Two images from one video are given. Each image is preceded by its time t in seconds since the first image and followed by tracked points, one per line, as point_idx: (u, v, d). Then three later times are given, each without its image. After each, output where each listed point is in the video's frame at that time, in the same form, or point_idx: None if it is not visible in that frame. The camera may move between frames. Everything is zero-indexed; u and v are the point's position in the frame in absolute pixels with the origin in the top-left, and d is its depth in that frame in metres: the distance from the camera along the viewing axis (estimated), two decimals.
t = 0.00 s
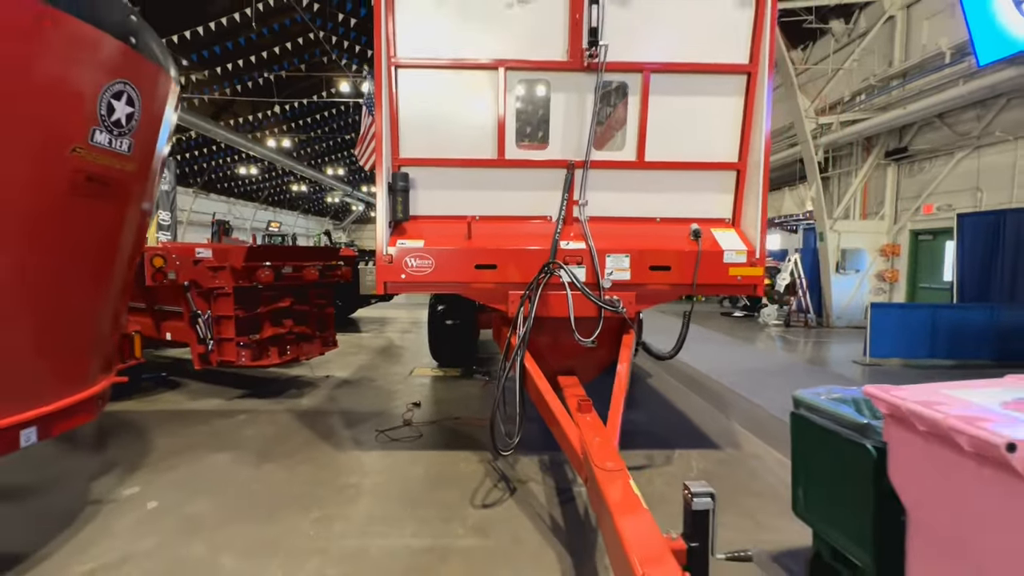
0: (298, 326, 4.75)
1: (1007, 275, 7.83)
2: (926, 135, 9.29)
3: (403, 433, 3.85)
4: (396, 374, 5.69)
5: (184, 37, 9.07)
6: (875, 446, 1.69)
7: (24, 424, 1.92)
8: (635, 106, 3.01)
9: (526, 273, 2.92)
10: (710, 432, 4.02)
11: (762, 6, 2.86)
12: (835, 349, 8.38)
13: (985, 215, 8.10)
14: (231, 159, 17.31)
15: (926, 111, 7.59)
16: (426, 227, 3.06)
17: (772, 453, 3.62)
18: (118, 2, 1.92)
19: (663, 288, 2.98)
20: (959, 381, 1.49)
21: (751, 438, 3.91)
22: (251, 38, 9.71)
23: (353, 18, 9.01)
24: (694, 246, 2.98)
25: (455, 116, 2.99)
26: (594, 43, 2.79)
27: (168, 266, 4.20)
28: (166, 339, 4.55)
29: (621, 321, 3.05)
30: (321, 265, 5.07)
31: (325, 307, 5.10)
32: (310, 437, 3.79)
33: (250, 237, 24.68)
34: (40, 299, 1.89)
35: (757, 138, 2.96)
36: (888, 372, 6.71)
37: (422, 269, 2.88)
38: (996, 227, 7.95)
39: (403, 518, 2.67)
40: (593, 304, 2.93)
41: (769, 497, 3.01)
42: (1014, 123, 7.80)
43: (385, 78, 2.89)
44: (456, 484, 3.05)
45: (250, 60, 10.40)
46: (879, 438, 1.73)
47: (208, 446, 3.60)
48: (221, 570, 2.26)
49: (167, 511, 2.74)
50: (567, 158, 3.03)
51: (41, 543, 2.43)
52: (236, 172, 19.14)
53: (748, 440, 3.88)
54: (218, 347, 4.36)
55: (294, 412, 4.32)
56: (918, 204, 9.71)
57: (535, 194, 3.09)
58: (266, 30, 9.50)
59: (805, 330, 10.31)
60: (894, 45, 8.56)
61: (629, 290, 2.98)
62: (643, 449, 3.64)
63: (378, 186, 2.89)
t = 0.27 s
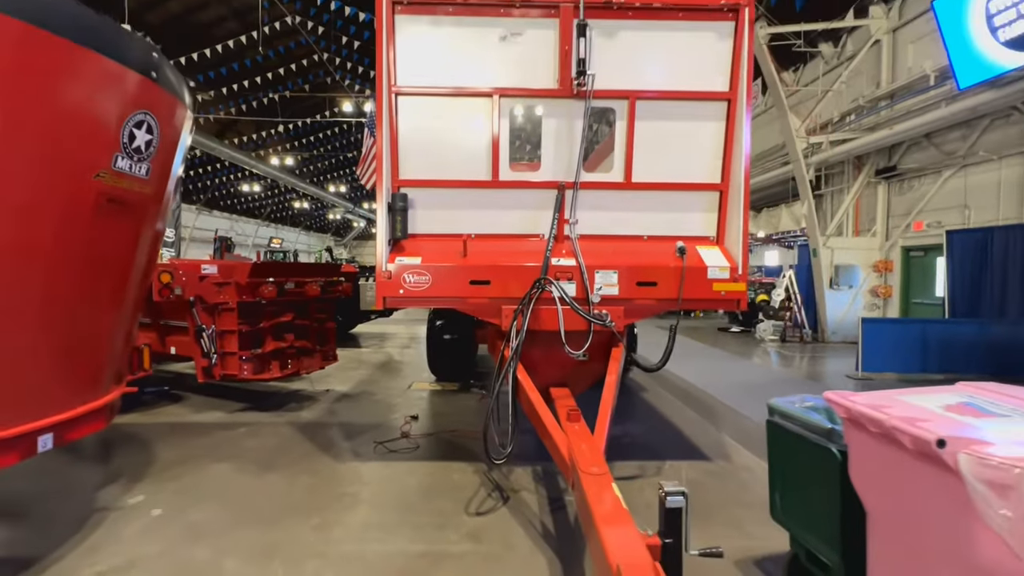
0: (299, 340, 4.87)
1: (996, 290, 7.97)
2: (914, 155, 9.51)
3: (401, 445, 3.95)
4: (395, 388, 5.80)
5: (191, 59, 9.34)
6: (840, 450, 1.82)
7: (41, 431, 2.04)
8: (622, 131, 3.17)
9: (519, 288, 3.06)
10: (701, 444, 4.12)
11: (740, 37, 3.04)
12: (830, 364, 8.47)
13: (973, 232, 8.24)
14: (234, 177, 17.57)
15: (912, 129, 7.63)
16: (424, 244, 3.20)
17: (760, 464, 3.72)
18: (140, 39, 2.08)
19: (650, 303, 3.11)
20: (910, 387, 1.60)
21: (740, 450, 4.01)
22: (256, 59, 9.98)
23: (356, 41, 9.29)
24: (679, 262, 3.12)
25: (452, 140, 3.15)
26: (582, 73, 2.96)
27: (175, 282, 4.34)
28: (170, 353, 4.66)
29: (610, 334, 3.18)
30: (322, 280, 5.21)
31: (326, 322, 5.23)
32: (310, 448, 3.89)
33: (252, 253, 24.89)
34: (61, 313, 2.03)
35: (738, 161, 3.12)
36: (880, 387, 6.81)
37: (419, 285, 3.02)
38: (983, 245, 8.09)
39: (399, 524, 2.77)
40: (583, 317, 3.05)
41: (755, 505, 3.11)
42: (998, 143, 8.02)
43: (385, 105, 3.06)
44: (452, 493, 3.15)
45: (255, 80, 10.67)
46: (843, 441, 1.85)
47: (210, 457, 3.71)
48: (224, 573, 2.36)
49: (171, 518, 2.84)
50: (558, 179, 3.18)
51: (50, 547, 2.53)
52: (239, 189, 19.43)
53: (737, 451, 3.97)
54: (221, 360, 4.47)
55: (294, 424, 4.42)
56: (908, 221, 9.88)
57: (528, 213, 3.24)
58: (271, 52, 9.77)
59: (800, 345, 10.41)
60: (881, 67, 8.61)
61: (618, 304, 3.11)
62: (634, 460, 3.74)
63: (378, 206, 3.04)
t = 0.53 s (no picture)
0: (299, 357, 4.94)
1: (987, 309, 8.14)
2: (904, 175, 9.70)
3: (397, 460, 4.01)
4: (393, 404, 5.86)
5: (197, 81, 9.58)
6: (815, 459, 1.91)
7: (49, 443, 2.12)
8: (611, 155, 3.31)
9: (514, 305, 3.15)
10: (694, 459, 4.18)
11: (722, 68, 3.20)
12: (825, 381, 8.52)
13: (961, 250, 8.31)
14: (236, 195, 17.80)
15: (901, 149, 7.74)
16: (422, 263, 3.32)
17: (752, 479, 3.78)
18: (155, 72, 2.21)
19: (640, 319, 3.20)
20: (880, 398, 1.72)
21: (732, 465, 4.07)
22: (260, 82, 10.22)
23: (358, 65, 9.54)
24: (668, 280, 3.22)
25: (448, 163, 3.27)
26: (572, 101, 3.11)
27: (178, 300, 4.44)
28: (172, 370, 4.74)
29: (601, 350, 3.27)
30: (322, 298, 5.31)
31: (325, 339, 5.31)
32: (308, 463, 3.96)
33: (252, 271, 25.04)
34: (72, 329, 2.12)
35: (723, 183, 3.25)
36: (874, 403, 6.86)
37: (416, 302, 3.11)
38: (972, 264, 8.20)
39: (395, 537, 2.82)
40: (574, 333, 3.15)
41: (745, 519, 3.17)
42: (983, 164, 8.22)
43: (384, 130, 3.19)
44: (447, 507, 3.21)
45: (259, 102, 10.91)
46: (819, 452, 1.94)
47: (210, 472, 3.76)
48: None
49: (170, 531, 2.90)
50: (551, 200, 3.30)
51: (53, 558, 2.59)
52: (241, 208, 19.66)
53: (729, 466, 4.03)
54: (222, 376, 4.54)
55: (293, 440, 4.48)
56: (900, 239, 10.03)
57: (521, 233, 3.35)
58: (274, 74, 10.01)
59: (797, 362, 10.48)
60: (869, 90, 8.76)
61: (608, 321, 3.20)
62: (627, 475, 3.80)
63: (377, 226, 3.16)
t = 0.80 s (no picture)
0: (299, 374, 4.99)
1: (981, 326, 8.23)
2: (897, 194, 9.86)
3: (395, 477, 4.04)
4: (392, 422, 5.89)
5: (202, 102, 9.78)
6: (800, 474, 1.99)
7: (56, 458, 2.18)
8: (604, 178, 3.42)
9: (510, 323, 3.23)
10: (690, 476, 4.22)
11: (710, 95, 3.34)
12: (824, 398, 8.53)
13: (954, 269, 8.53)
14: (238, 213, 17.97)
15: (892, 170, 7.83)
16: (421, 282, 3.40)
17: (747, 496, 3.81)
18: (168, 102, 2.32)
19: (633, 337, 3.28)
20: (859, 415, 1.80)
21: (728, 482, 4.11)
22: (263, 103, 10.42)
23: (360, 86, 9.76)
24: (660, 299, 3.30)
25: (446, 185, 3.38)
26: (566, 127, 3.24)
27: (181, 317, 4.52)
28: (173, 387, 4.78)
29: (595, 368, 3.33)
30: (323, 316, 5.38)
31: (325, 356, 5.36)
32: (307, 480, 3.99)
33: (252, 288, 25.13)
34: (82, 347, 2.20)
35: (714, 204, 3.35)
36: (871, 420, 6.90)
37: (414, 320, 3.19)
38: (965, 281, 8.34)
39: (392, 553, 2.86)
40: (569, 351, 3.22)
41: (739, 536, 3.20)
42: (972, 184, 8.36)
43: (386, 154, 3.30)
44: (443, 524, 3.25)
45: (262, 122, 11.11)
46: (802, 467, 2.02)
47: (209, 488, 3.80)
48: None
49: (170, 547, 2.93)
50: (546, 222, 3.40)
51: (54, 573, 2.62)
52: (243, 225, 19.82)
53: (725, 483, 4.08)
54: (222, 394, 4.59)
55: (291, 457, 4.52)
56: (894, 257, 10.14)
57: (518, 253, 3.44)
58: (278, 96, 10.22)
59: (795, 379, 10.52)
60: (860, 112, 8.93)
61: (603, 339, 3.27)
62: (623, 492, 3.84)
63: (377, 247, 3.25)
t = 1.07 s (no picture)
0: (301, 390, 5.02)
1: (979, 343, 8.28)
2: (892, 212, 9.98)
3: (396, 494, 4.07)
4: (392, 438, 5.92)
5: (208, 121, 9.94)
6: (793, 489, 2.05)
7: (67, 474, 2.24)
8: (602, 199, 3.50)
9: (510, 340, 3.28)
10: (689, 493, 4.25)
11: (704, 120, 3.45)
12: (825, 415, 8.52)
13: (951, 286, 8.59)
14: (240, 230, 18.11)
15: (887, 188, 7.93)
16: (423, 300, 3.46)
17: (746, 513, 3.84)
18: (184, 127, 2.42)
19: (632, 354, 3.34)
20: (848, 430, 1.87)
21: (727, 498, 4.14)
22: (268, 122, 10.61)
23: (363, 106, 9.92)
24: (658, 316, 3.37)
25: (449, 206, 3.48)
26: (565, 150, 3.35)
27: (186, 334, 4.58)
28: (175, 403, 4.82)
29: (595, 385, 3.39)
30: (325, 332, 5.43)
31: (327, 373, 5.40)
32: (308, 497, 4.01)
33: (253, 304, 25.18)
34: (97, 366, 2.27)
35: (709, 224, 3.45)
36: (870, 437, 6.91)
37: (417, 337, 3.25)
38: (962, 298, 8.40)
39: (393, 568, 2.88)
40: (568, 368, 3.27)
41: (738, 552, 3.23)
42: (966, 203, 8.48)
43: (391, 176, 3.40)
44: (444, 540, 3.27)
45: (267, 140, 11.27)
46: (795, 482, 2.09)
47: (210, 505, 3.82)
48: None
49: (173, 563, 2.96)
50: (546, 241, 3.48)
51: None
52: (245, 242, 19.95)
53: (724, 500, 4.11)
54: (225, 410, 4.61)
55: (293, 474, 4.54)
56: (891, 273, 10.22)
57: (518, 272, 3.51)
58: (282, 115, 10.40)
59: (795, 396, 10.52)
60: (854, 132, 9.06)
61: (602, 356, 3.34)
62: (623, 509, 3.87)
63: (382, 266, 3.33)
